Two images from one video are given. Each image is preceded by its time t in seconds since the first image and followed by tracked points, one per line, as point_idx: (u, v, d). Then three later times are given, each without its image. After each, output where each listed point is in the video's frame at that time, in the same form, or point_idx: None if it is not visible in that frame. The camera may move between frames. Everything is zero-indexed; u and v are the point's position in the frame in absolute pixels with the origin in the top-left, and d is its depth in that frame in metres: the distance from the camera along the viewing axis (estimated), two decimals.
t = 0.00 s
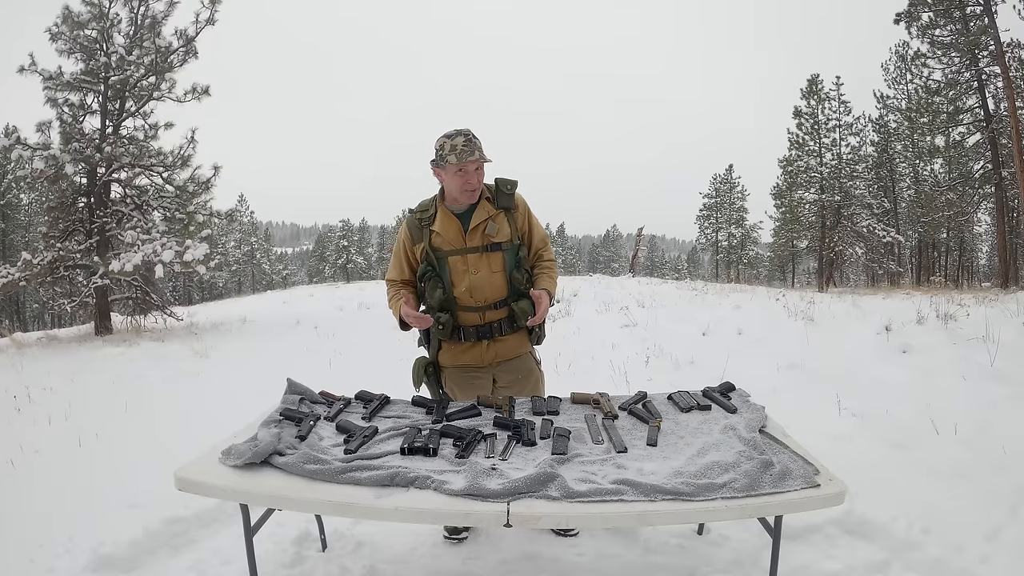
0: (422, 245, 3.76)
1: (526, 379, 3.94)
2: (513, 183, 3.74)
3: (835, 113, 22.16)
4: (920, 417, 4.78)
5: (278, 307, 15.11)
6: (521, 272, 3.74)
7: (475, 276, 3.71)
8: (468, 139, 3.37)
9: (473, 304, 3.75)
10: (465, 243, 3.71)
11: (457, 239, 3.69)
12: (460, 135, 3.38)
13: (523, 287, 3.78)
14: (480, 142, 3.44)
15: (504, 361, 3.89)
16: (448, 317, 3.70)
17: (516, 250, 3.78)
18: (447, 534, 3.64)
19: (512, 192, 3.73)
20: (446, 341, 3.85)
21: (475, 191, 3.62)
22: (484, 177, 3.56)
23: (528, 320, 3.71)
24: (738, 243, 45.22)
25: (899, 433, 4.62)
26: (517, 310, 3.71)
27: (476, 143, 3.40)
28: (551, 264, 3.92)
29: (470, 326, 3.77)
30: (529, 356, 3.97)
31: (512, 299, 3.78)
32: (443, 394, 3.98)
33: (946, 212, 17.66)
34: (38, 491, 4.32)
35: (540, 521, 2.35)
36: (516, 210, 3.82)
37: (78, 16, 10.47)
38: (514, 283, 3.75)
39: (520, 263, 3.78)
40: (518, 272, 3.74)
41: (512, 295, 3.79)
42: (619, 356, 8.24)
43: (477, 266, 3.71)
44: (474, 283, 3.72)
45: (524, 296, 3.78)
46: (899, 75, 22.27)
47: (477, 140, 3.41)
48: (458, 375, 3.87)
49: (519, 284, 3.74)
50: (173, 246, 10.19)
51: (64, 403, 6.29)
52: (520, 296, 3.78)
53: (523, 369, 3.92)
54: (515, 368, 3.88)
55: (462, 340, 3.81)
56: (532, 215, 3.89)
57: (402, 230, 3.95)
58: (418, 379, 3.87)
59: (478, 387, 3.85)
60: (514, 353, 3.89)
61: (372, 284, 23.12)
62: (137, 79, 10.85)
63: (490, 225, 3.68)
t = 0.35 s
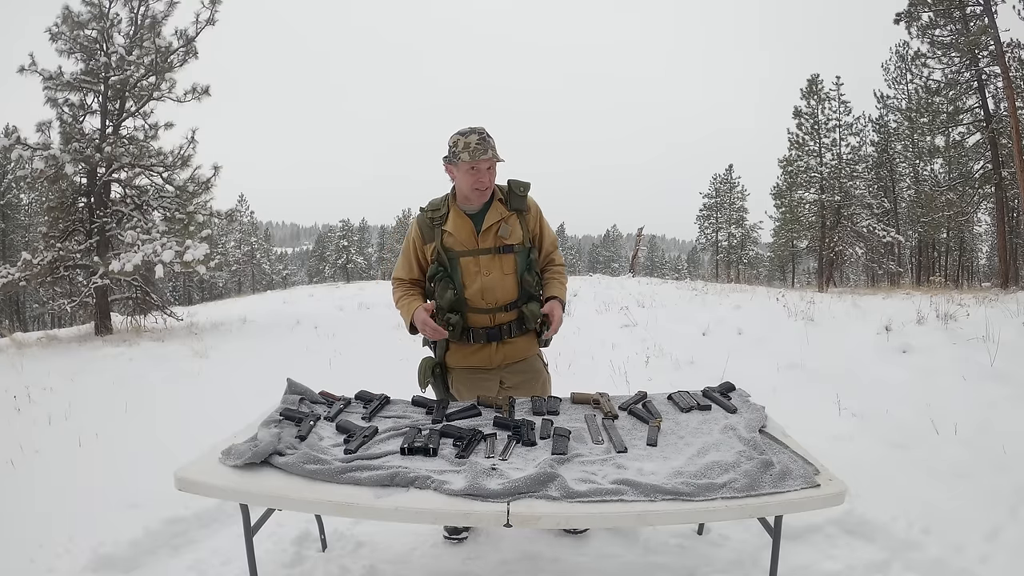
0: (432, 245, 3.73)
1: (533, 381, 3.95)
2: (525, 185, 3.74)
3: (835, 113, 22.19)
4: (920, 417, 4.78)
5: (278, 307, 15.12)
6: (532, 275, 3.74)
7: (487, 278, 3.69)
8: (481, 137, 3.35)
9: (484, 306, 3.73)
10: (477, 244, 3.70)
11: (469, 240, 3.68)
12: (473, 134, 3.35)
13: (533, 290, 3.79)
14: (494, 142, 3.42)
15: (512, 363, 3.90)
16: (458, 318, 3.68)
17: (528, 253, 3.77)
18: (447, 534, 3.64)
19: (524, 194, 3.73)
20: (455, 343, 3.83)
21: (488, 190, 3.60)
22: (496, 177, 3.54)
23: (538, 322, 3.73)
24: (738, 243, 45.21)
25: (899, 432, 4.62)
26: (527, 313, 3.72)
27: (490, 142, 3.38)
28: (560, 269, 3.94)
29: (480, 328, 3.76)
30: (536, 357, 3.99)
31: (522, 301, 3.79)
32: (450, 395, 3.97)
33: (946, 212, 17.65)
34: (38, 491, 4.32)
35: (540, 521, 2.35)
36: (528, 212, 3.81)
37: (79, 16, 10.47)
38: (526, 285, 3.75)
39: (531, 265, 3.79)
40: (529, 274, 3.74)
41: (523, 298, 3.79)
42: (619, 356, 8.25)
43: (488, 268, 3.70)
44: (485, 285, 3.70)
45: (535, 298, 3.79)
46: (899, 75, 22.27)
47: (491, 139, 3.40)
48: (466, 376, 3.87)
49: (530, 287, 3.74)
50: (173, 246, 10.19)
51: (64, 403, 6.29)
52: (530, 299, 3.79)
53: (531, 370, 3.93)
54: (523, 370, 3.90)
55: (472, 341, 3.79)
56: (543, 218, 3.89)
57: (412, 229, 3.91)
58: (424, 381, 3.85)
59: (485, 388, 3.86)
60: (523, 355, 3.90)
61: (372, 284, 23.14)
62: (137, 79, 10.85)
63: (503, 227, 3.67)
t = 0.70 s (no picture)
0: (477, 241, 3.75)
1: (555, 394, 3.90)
2: (579, 199, 3.72)
3: (835, 113, 22.28)
4: (920, 417, 4.78)
5: (278, 307, 15.12)
6: (570, 290, 3.75)
7: (524, 286, 3.69)
8: (551, 145, 3.39)
9: (517, 312, 3.75)
10: (521, 250, 3.70)
11: (514, 244, 3.69)
12: (545, 139, 3.40)
13: (569, 304, 3.79)
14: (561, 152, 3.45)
15: (537, 371, 3.91)
16: (490, 319, 3.71)
17: (569, 267, 3.76)
18: (447, 534, 3.63)
19: (576, 208, 3.71)
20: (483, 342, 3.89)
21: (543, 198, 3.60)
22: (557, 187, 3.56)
23: (569, 336, 3.77)
24: (738, 243, 45.22)
25: (899, 432, 4.62)
26: (560, 327, 3.75)
27: (557, 152, 3.42)
28: (619, 290, 3.73)
29: (510, 332, 3.79)
30: (561, 370, 3.98)
31: (556, 314, 3.81)
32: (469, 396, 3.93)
33: (946, 211, 17.65)
34: (39, 491, 4.32)
35: (540, 521, 2.35)
36: (578, 226, 3.79)
37: (79, 16, 10.47)
38: (563, 299, 3.75)
39: (571, 280, 3.77)
40: (568, 289, 3.75)
41: (557, 311, 3.81)
42: (619, 356, 8.24)
43: (527, 275, 3.70)
44: (521, 292, 3.70)
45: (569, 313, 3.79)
46: (899, 74, 22.27)
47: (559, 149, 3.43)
48: (488, 377, 3.86)
49: (566, 301, 3.75)
50: (173, 245, 10.19)
51: (63, 403, 6.29)
52: (564, 314, 3.80)
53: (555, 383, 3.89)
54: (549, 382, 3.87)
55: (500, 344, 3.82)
56: (593, 234, 3.84)
57: (459, 221, 3.95)
58: (447, 376, 3.84)
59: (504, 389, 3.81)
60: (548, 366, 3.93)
61: (372, 284, 23.15)
62: (137, 79, 10.85)
63: (549, 238, 3.65)
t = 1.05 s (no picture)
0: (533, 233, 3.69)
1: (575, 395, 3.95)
2: (648, 224, 3.50)
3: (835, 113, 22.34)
4: (920, 417, 4.78)
5: (277, 307, 15.12)
6: (609, 308, 3.66)
7: (566, 291, 3.62)
8: (638, 167, 3.21)
9: (552, 313, 3.71)
10: (573, 257, 3.60)
11: (568, 249, 3.60)
12: (636, 158, 3.21)
13: (605, 320, 3.72)
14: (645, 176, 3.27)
15: (560, 371, 3.94)
16: (525, 312, 3.69)
17: (614, 287, 3.63)
18: (447, 535, 3.61)
19: (643, 233, 3.50)
20: (515, 332, 3.90)
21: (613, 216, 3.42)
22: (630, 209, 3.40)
23: (597, 350, 3.74)
24: (738, 243, 45.20)
25: (899, 432, 4.62)
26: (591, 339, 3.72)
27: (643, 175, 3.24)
28: (687, 319, 3.60)
29: (542, 329, 3.77)
30: (585, 373, 3.98)
31: (590, 325, 3.76)
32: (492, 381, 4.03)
33: (946, 211, 17.64)
34: (39, 491, 4.31)
35: (540, 522, 2.35)
36: (639, 250, 3.60)
37: (79, 16, 10.47)
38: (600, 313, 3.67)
39: (613, 298, 3.65)
40: (607, 307, 3.66)
41: (592, 322, 3.76)
42: (619, 356, 8.24)
43: (571, 282, 3.61)
44: (560, 296, 3.65)
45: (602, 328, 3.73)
46: (899, 74, 22.27)
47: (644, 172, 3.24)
48: (513, 368, 3.93)
49: (602, 316, 3.68)
50: (173, 245, 10.18)
51: (63, 403, 6.29)
52: (598, 327, 3.75)
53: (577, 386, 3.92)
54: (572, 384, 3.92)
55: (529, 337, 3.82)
56: (656, 262, 3.64)
57: (526, 205, 3.91)
58: (475, 355, 3.86)
59: (529, 385, 3.93)
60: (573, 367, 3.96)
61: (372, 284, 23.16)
62: (137, 79, 10.86)
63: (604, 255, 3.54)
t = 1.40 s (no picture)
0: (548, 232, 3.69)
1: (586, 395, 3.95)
2: (662, 225, 3.48)
3: (835, 113, 22.38)
4: (920, 417, 4.78)
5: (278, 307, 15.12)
6: (623, 308, 3.66)
7: (580, 291, 3.62)
8: (646, 155, 3.22)
9: (566, 312, 3.72)
10: (587, 256, 3.61)
11: (582, 248, 3.61)
12: (642, 148, 3.23)
13: (618, 320, 3.73)
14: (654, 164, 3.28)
15: (572, 369, 3.95)
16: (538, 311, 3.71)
17: (628, 287, 3.62)
18: (452, 533, 3.64)
19: (656, 234, 3.49)
20: (528, 330, 3.90)
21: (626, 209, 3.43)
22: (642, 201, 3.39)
23: (610, 351, 3.76)
24: (738, 243, 45.20)
25: (899, 432, 4.62)
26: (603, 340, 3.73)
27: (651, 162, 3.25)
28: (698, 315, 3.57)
29: (555, 328, 3.78)
30: (596, 373, 3.99)
31: (603, 325, 3.76)
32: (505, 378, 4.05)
33: (946, 211, 17.64)
34: (38, 491, 4.31)
35: (540, 522, 2.35)
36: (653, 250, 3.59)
37: (79, 16, 10.47)
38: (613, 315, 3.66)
39: (626, 298, 3.65)
40: (620, 307, 3.66)
41: (604, 322, 3.76)
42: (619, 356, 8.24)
43: (585, 282, 3.61)
44: (574, 295, 3.64)
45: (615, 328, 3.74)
46: (899, 74, 22.26)
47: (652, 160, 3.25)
48: (525, 367, 3.94)
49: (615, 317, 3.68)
50: (173, 245, 10.18)
51: (63, 403, 6.29)
52: (611, 328, 3.76)
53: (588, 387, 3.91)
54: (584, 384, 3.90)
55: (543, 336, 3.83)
56: (670, 261, 3.64)
57: (541, 203, 3.91)
58: (486, 354, 3.81)
59: (540, 385, 3.91)
60: (585, 367, 3.97)
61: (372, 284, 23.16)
62: (137, 79, 10.85)
63: (619, 255, 3.53)
